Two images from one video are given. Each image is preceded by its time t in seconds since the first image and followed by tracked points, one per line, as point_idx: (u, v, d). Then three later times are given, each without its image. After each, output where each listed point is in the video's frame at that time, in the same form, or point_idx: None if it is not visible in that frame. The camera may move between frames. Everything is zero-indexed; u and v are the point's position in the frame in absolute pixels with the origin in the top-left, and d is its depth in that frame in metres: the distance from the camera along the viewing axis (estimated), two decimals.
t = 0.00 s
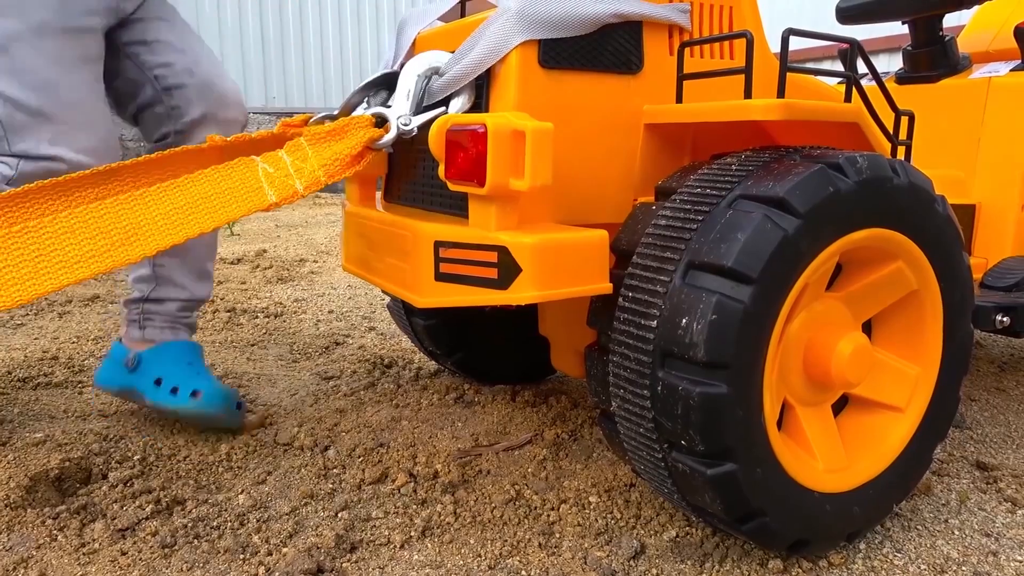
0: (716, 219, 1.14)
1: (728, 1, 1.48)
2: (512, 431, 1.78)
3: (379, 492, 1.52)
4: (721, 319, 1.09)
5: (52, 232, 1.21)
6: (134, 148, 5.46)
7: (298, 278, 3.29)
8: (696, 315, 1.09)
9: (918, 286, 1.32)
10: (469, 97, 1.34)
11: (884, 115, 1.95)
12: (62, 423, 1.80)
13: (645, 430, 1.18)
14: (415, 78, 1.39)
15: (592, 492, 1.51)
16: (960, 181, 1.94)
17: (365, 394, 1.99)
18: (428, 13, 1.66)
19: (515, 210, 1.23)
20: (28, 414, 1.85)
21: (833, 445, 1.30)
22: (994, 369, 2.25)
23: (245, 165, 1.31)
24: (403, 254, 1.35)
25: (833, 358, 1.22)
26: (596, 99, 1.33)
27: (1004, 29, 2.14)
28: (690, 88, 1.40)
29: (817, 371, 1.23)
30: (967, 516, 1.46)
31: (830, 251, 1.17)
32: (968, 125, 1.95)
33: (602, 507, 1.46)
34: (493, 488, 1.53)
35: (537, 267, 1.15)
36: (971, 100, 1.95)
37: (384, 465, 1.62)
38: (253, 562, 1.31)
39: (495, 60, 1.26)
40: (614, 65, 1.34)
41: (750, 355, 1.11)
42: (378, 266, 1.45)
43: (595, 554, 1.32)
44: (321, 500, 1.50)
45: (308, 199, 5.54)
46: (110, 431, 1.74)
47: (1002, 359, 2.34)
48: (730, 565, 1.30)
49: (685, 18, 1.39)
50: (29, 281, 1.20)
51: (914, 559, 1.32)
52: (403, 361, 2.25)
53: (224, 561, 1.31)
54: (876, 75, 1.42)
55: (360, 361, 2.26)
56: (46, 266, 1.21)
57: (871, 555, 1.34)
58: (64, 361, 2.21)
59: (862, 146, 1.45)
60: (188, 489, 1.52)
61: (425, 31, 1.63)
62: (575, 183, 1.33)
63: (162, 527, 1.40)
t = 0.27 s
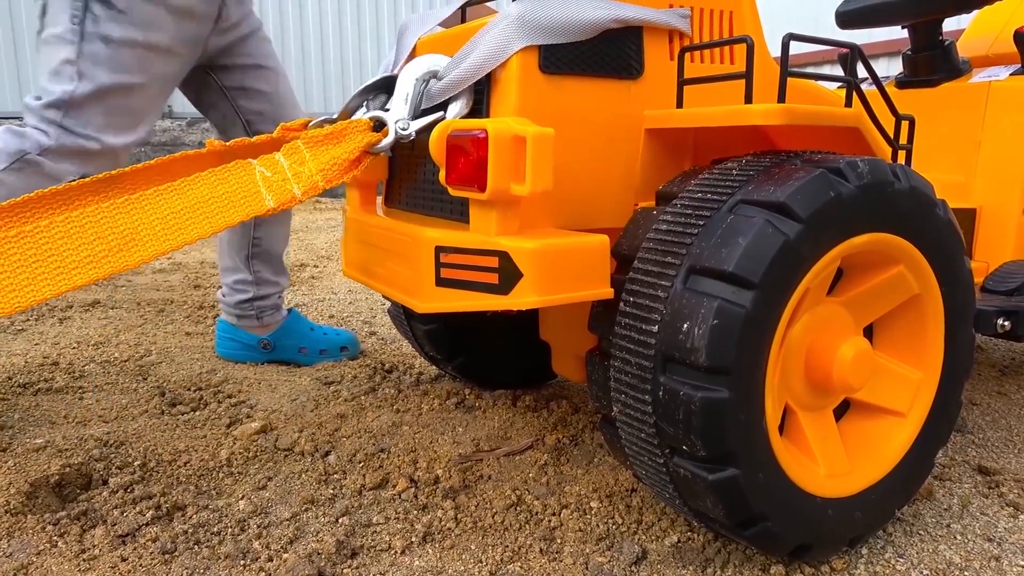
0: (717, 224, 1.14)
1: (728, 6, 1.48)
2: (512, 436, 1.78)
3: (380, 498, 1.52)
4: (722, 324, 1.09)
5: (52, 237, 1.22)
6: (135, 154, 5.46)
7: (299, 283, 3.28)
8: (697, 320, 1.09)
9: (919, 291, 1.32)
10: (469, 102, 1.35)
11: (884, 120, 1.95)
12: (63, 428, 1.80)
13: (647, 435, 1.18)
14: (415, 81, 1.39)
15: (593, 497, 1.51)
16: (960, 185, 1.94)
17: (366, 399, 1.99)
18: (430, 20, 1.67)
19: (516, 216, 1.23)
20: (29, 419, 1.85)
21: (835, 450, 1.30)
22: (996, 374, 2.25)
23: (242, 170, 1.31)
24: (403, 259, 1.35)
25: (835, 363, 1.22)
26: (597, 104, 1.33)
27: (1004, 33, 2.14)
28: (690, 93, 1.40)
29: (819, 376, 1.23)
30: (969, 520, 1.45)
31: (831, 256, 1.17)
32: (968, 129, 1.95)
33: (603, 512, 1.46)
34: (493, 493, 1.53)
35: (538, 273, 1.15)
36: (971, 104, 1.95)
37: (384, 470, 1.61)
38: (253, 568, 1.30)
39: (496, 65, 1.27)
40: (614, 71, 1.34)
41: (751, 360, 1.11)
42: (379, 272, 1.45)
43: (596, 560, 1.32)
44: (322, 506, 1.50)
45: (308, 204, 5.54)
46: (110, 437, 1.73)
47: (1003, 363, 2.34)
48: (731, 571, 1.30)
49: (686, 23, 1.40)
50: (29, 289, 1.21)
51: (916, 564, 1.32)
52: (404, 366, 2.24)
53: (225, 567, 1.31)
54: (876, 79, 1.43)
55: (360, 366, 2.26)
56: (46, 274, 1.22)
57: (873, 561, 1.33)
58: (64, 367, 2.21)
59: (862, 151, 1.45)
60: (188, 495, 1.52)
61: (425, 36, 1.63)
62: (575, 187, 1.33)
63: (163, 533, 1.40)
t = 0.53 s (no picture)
0: (716, 227, 1.15)
1: (727, 10, 1.48)
2: (512, 439, 1.78)
3: (379, 502, 1.52)
4: (721, 327, 1.09)
5: (51, 238, 1.21)
6: (135, 157, 5.46)
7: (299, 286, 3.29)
8: (696, 324, 1.09)
9: (919, 295, 1.32)
10: (469, 105, 1.35)
11: (883, 123, 1.95)
12: (62, 432, 1.80)
13: (646, 439, 1.17)
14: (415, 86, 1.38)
15: (592, 501, 1.51)
16: (959, 188, 1.94)
17: (365, 403, 1.99)
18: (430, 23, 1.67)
19: (516, 219, 1.23)
20: (29, 423, 1.85)
21: (835, 454, 1.29)
22: (996, 377, 2.25)
23: (242, 172, 1.32)
24: (403, 262, 1.35)
25: (834, 366, 1.22)
26: (596, 107, 1.33)
27: (1003, 36, 2.15)
28: (689, 97, 1.40)
29: (819, 380, 1.23)
30: (969, 524, 1.45)
31: (831, 259, 1.17)
32: (968, 132, 1.95)
33: (602, 516, 1.46)
34: (493, 497, 1.53)
35: (537, 276, 1.16)
36: (970, 108, 1.95)
37: (384, 474, 1.61)
38: (252, 572, 1.30)
39: (495, 68, 1.27)
40: (614, 75, 1.34)
41: (750, 364, 1.11)
42: (379, 275, 1.44)
43: (596, 563, 1.32)
44: (321, 509, 1.49)
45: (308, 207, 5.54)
46: (109, 440, 1.73)
47: (1003, 366, 2.34)
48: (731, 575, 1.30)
49: (685, 27, 1.40)
50: (28, 291, 1.18)
51: (916, 568, 1.32)
52: (404, 369, 2.24)
53: (224, 571, 1.31)
54: (875, 83, 1.43)
55: (361, 369, 2.26)
56: (45, 277, 1.20)
57: (872, 564, 1.33)
58: (64, 370, 2.21)
59: (861, 154, 1.45)
60: (188, 499, 1.52)
61: (425, 40, 1.63)
62: (575, 190, 1.33)
63: (162, 537, 1.40)
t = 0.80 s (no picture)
0: (722, 229, 1.15)
1: (731, 13, 1.48)
2: (514, 442, 1.78)
3: (381, 505, 1.52)
4: (727, 329, 1.08)
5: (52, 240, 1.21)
6: (136, 160, 5.47)
7: (299, 289, 3.29)
8: (702, 325, 1.09)
9: (924, 298, 1.32)
10: (473, 109, 1.35)
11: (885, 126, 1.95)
12: (63, 435, 1.80)
13: (652, 441, 1.17)
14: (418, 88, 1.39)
15: (594, 504, 1.51)
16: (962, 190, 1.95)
17: (367, 406, 1.99)
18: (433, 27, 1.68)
19: (522, 222, 1.23)
20: (30, 426, 1.85)
21: (839, 457, 1.29)
22: (997, 379, 2.25)
23: (245, 173, 1.32)
24: (407, 265, 1.35)
25: (839, 369, 1.22)
26: (602, 110, 1.33)
27: (1004, 39, 2.15)
28: (694, 100, 1.41)
29: (823, 383, 1.23)
30: (972, 527, 1.45)
31: (836, 261, 1.17)
32: (970, 135, 1.95)
33: (605, 519, 1.46)
34: (495, 500, 1.53)
35: (543, 279, 1.16)
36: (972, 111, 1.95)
37: (385, 477, 1.61)
38: None
39: (501, 72, 1.27)
40: (619, 78, 1.34)
41: (756, 366, 1.11)
42: (383, 278, 1.45)
43: (598, 566, 1.32)
44: (323, 513, 1.49)
45: (308, 209, 5.54)
46: (111, 444, 1.73)
47: (1004, 368, 2.34)
48: None
49: (689, 30, 1.40)
50: (30, 292, 1.18)
51: (919, 571, 1.32)
52: (405, 372, 2.24)
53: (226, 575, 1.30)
54: (879, 85, 1.43)
55: (362, 372, 2.26)
56: (46, 277, 1.20)
57: (875, 567, 1.33)
58: (65, 373, 2.21)
59: (866, 157, 1.46)
60: (189, 502, 1.52)
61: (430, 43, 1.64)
62: (580, 193, 1.34)
63: (164, 540, 1.40)
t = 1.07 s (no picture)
0: (722, 233, 1.15)
1: (731, 17, 1.49)
2: (514, 445, 1.78)
3: (382, 508, 1.52)
4: (727, 332, 1.09)
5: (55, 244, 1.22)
6: (137, 162, 5.47)
7: (300, 291, 3.29)
8: (702, 328, 1.10)
9: (923, 301, 1.32)
10: (473, 112, 1.35)
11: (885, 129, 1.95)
12: (64, 438, 1.80)
13: (652, 445, 1.18)
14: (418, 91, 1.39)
15: (595, 507, 1.51)
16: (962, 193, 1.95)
17: (368, 408, 1.99)
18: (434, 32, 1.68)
19: (522, 226, 1.24)
20: (31, 429, 1.85)
21: (839, 460, 1.30)
22: (998, 382, 2.25)
23: (245, 176, 1.33)
24: (408, 268, 1.35)
25: (838, 372, 1.22)
26: (601, 113, 1.34)
27: (1004, 42, 2.16)
28: (694, 103, 1.41)
29: (823, 386, 1.24)
30: (972, 530, 1.45)
31: (836, 265, 1.18)
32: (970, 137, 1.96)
33: (606, 521, 1.46)
34: (496, 503, 1.53)
35: (543, 281, 1.16)
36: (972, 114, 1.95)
37: (386, 479, 1.61)
38: None
39: (500, 75, 1.27)
40: (618, 81, 1.35)
41: (756, 369, 1.11)
42: (383, 281, 1.45)
43: (599, 569, 1.32)
44: (324, 516, 1.49)
45: (309, 212, 5.55)
46: (111, 446, 1.74)
47: (1005, 371, 2.34)
48: None
49: (688, 34, 1.41)
50: (32, 296, 1.19)
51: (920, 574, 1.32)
52: (405, 375, 2.24)
53: None
54: (878, 89, 1.43)
55: (363, 375, 2.26)
56: (48, 281, 1.21)
57: (876, 570, 1.33)
58: (66, 376, 2.21)
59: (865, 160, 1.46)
60: (190, 505, 1.52)
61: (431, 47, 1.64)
62: (579, 196, 1.34)
63: (165, 543, 1.40)
